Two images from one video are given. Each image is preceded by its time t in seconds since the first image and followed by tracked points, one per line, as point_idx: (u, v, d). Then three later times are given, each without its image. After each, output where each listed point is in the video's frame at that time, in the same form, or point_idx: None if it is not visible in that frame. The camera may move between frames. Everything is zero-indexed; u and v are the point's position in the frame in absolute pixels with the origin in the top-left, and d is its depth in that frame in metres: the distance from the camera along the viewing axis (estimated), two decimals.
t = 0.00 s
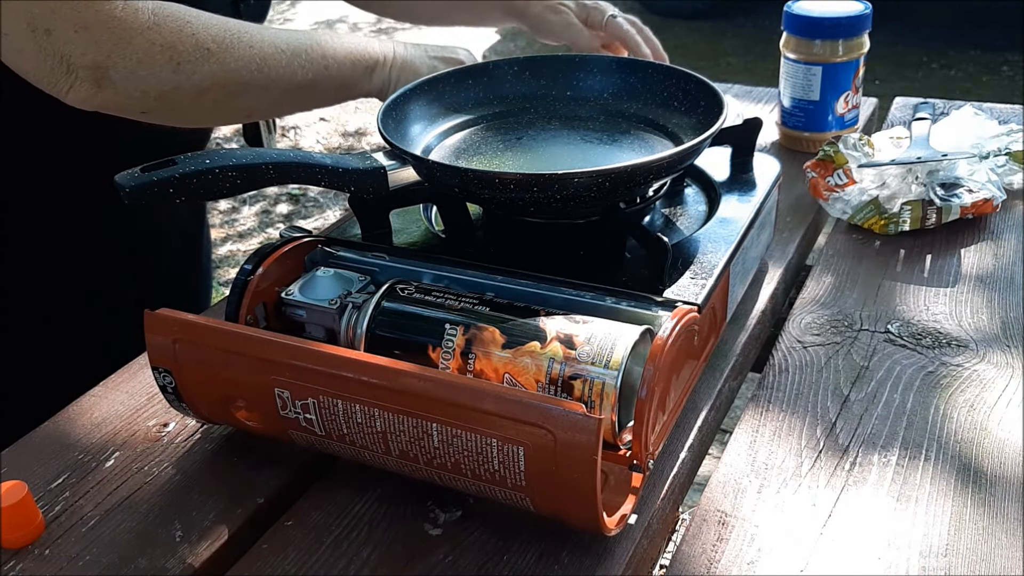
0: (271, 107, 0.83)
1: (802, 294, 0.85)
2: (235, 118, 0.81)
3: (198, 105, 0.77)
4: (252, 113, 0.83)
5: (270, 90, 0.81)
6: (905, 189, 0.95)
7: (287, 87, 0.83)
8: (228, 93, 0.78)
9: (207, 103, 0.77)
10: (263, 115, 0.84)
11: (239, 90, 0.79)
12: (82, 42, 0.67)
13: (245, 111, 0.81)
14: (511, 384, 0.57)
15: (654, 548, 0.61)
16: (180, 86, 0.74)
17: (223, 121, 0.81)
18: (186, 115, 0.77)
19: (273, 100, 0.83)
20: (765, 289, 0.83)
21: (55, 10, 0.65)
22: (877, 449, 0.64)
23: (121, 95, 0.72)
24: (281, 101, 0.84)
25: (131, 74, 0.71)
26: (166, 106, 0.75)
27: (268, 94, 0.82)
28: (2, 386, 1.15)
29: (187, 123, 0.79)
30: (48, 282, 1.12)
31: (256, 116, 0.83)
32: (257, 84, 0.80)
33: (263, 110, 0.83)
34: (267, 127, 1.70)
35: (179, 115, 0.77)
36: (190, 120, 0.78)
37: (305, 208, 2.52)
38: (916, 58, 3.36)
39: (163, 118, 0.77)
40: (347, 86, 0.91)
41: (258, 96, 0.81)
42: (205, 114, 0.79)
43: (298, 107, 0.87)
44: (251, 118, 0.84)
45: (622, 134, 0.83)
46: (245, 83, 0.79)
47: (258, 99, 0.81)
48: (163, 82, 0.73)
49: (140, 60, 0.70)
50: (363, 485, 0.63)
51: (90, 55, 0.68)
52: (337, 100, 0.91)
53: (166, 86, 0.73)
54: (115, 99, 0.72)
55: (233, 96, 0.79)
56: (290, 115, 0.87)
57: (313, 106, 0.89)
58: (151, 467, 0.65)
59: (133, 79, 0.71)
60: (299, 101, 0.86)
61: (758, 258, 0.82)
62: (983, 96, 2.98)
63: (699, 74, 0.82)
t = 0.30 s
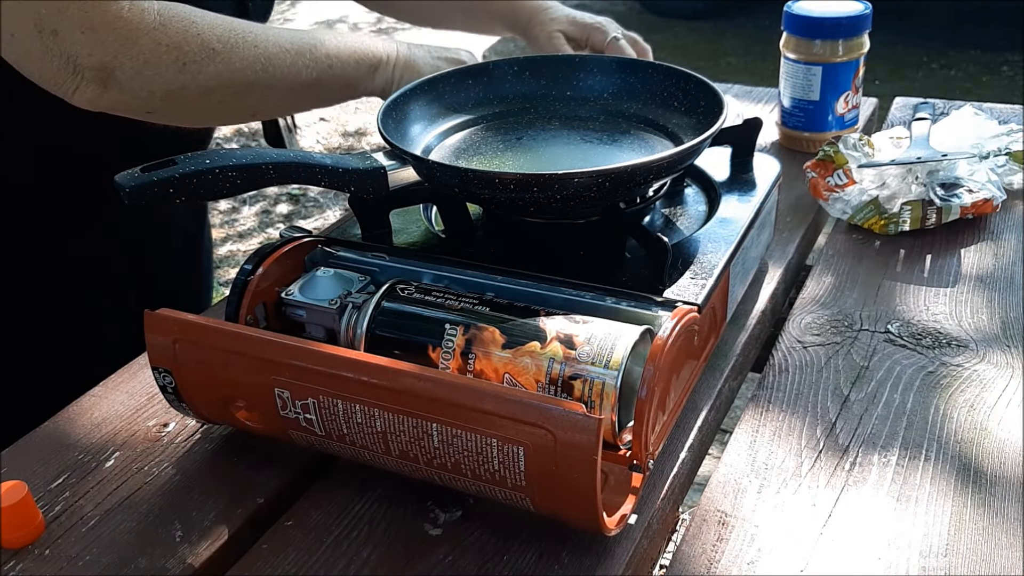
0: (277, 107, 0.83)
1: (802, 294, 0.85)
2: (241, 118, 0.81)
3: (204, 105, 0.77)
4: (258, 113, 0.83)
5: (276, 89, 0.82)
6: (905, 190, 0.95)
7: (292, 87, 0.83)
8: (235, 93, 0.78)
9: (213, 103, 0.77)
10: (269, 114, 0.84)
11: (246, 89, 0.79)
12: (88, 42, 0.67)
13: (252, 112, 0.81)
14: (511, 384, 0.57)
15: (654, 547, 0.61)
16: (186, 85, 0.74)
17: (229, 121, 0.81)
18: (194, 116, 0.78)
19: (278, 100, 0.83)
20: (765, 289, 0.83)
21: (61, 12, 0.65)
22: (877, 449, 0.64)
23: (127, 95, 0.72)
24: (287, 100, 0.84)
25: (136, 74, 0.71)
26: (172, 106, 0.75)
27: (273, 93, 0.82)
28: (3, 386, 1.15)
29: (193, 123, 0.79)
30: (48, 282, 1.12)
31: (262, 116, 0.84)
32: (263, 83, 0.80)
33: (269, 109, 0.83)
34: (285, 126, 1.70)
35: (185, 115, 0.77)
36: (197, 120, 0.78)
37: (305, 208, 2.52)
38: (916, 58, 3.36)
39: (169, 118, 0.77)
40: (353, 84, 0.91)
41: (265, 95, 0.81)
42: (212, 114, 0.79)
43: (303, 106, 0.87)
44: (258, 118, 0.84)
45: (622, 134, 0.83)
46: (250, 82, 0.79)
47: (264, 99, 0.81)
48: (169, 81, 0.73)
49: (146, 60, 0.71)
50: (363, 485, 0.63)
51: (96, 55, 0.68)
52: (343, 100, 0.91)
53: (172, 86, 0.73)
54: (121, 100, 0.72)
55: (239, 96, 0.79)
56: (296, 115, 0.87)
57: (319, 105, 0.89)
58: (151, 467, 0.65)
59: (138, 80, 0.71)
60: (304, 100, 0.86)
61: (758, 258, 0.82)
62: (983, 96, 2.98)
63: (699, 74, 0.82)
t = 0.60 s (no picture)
0: (295, 105, 0.83)
1: (802, 294, 0.85)
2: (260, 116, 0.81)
3: (224, 103, 0.76)
4: (277, 111, 0.82)
5: (295, 88, 0.81)
6: (905, 190, 0.95)
7: (311, 85, 0.83)
8: (254, 91, 0.78)
9: (232, 101, 0.77)
10: (287, 113, 0.84)
11: (266, 88, 0.79)
12: (110, 38, 0.67)
13: (271, 110, 0.81)
14: (511, 384, 0.57)
15: (654, 547, 0.61)
16: (208, 82, 0.74)
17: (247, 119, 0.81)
18: (213, 113, 0.77)
19: (296, 98, 0.82)
20: (765, 289, 0.83)
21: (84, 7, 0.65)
22: (877, 449, 0.64)
23: (148, 91, 0.71)
24: (304, 99, 0.83)
25: (158, 70, 0.71)
26: (193, 103, 0.74)
27: (293, 91, 0.81)
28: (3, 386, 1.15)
29: (210, 121, 0.79)
30: (48, 282, 1.12)
31: (280, 115, 0.83)
32: (282, 81, 0.79)
33: (288, 108, 0.82)
34: (281, 126, 1.71)
35: (205, 112, 0.76)
36: (216, 118, 0.78)
37: (305, 208, 2.52)
38: (916, 58, 3.36)
39: (188, 116, 0.76)
40: (369, 84, 0.91)
41: (284, 94, 0.81)
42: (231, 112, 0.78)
43: (320, 105, 0.87)
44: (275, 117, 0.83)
45: (622, 134, 0.83)
46: (271, 80, 0.78)
47: (283, 97, 0.81)
48: (191, 78, 0.72)
49: (169, 57, 0.70)
50: (363, 485, 0.63)
51: (119, 51, 0.68)
52: (358, 100, 0.92)
53: (193, 83, 0.73)
54: (142, 95, 0.72)
55: (259, 94, 0.78)
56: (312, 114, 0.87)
57: (334, 105, 0.89)
58: (151, 467, 0.65)
59: (161, 75, 0.71)
60: (320, 99, 0.86)
61: (758, 258, 0.82)
62: (983, 96, 2.98)
63: (699, 74, 0.82)
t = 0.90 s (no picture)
0: (282, 100, 0.83)
1: (802, 294, 0.85)
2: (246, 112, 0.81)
3: (209, 100, 0.77)
4: (262, 106, 0.82)
5: (280, 82, 0.81)
6: (905, 190, 0.95)
7: (297, 80, 0.83)
8: (239, 87, 0.78)
9: (217, 98, 0.77)
10: (273, 107, 0.84)
11: (251, 83, 0.79)
12: (94, 39, 0.67)
13: (256, 105, 0.81)
14: (511, 384, 0.57)
15: (654, 548, 0.61)
16: (192, 80, 0.74)
17: (232, 115, 0.81)
18: (198, 111, 0.78)
19: (282, 93, 0.83)
20: (765, 289, 0.83)
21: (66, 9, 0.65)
22: (877, 449, 0.64)
23: (132, 92, 0.72)
24: (291, 93, 0.84)
25: (142, 70, 0.71)
26: (177, 101, 0.75)
27: (279, 86, 0.81)
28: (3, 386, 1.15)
29: (196, 118, 0.79)
30: (48, 281, 1.12)
31: (265, 109, 0.83)
32: (268, 77, 0.80)
33: (274, 102, 0.83)
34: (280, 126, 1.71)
35: (190, 110, 0.77)
36: (201, 116, 0.78)
37: (305, 208, 2.52)
38: (916, 58, 3.36)
39: (173, 114, 0.77)
40: (356, 74, 0.91)
41: (271, 89, 0.81)
42: (216, 109, 0.79)
43: (307, 99, 0.87)
44: (261, 112, 0.84)
45: (622, 134, 0.83)
46: (256, 76, 0.79)
47: (269, 93, 0.81)
48: (174, 77, 0.72)
49: (152, 57, 0.70)
50: (363, 485, 0.63)
51: (102, 52, 0.68)
52: (346, 91, 0.92)
53: (177, 82, 0.73)
54: (126, 96, 0.72)
55: (244, 90, 0.79)
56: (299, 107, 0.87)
57: (322, 97, 0.89)
58: (151, 467, 0.65)
59: (144, 76, 0.71)
60: (306, 91, 0.86)
61: (758, 258, 0.82)
62: (984, 96, 2.98)
63: (699, 74, 0.82)
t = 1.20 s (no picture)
0: (312, 96, 0.83)
1: (802, 294, 0.85)
2: (275, 107, 0.80)
3: (241, 95, 0.76)
4: (294, 102, 0.81)
5: (312, 78, 0.81)
6: (905, 190, 0.95)
7: (327, 77, 0.83)
8: (271, 82, 0.78)
9: (251, 92, 0.77)
10: (303, 104, 0.83)
11: (281, 78, 0.78)
12: (126, 30, 0.67)
13: (286, 101, 0.81)
14: (511, 384, 0.57)
15: (654, 548, 0.61)
16: (225, 73, 0.73)
17: (265, 111, 0.80)
18: (231, 105, 0.77)
19: (314, 89, 0.82)
20: (765, 289, 0.83)
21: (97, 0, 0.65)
22: (877, 449, 0.64)
23: (167, 84, 0.71)
24: (322, 90, 0.83)
25: (176, 63, 0.70)
26: (210, 96, 0.74)
27: (309, 82, 0.81)
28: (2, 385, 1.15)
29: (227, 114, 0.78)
30: (48, 281, 1.12)
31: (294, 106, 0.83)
32: (299, 72, 0.79)
33: (305, 98, 0.82)
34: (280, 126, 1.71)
35: (222, 105, 0.76)
36: (232, 111, 0.77)
37: (305, 208, 2.52)
38: (916, 58, 3.36)
39: (204, 109, 0.76)
40: (386, 72, 0.92)
41: (300, 85, 0.81)
42: (247, 104, 0.78)
43: (337, 95, 0.86)
44: (291, 109, 0.83)
45: (622, 134, 0.83)
46: (287, 70, 0.78)
47: (298, 89, 0.81)
48: (207, 70, 0.72)
49: (185, 49, 0.70)
50: (363, 485, 0.63)
51: (137, 43, 0.68)
52: (376, 88, 0.92)
53: (210, 75, 0.72)
54: (159, 89, 0.71)
55: (276, 85, 0.78)
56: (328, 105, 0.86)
57: (354, 95, 0.89)
58: (151, 468, 0.65)
59: (178, 69, 0.70)
60: (338, 89, 0.86)
61: (758, 258, 0.82)
62: (984, 96, 2.98)
63: (700, 74, 0.82)
